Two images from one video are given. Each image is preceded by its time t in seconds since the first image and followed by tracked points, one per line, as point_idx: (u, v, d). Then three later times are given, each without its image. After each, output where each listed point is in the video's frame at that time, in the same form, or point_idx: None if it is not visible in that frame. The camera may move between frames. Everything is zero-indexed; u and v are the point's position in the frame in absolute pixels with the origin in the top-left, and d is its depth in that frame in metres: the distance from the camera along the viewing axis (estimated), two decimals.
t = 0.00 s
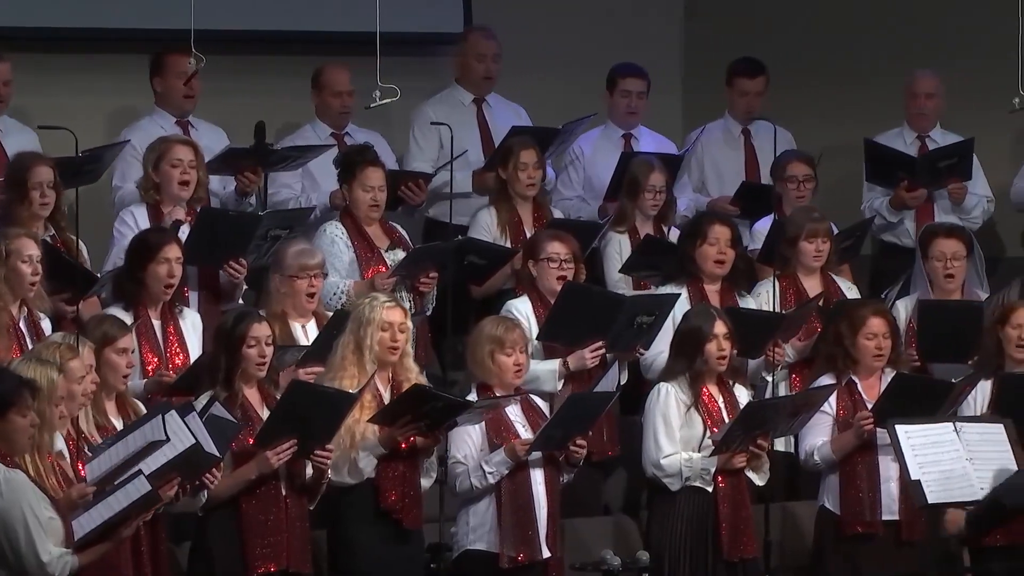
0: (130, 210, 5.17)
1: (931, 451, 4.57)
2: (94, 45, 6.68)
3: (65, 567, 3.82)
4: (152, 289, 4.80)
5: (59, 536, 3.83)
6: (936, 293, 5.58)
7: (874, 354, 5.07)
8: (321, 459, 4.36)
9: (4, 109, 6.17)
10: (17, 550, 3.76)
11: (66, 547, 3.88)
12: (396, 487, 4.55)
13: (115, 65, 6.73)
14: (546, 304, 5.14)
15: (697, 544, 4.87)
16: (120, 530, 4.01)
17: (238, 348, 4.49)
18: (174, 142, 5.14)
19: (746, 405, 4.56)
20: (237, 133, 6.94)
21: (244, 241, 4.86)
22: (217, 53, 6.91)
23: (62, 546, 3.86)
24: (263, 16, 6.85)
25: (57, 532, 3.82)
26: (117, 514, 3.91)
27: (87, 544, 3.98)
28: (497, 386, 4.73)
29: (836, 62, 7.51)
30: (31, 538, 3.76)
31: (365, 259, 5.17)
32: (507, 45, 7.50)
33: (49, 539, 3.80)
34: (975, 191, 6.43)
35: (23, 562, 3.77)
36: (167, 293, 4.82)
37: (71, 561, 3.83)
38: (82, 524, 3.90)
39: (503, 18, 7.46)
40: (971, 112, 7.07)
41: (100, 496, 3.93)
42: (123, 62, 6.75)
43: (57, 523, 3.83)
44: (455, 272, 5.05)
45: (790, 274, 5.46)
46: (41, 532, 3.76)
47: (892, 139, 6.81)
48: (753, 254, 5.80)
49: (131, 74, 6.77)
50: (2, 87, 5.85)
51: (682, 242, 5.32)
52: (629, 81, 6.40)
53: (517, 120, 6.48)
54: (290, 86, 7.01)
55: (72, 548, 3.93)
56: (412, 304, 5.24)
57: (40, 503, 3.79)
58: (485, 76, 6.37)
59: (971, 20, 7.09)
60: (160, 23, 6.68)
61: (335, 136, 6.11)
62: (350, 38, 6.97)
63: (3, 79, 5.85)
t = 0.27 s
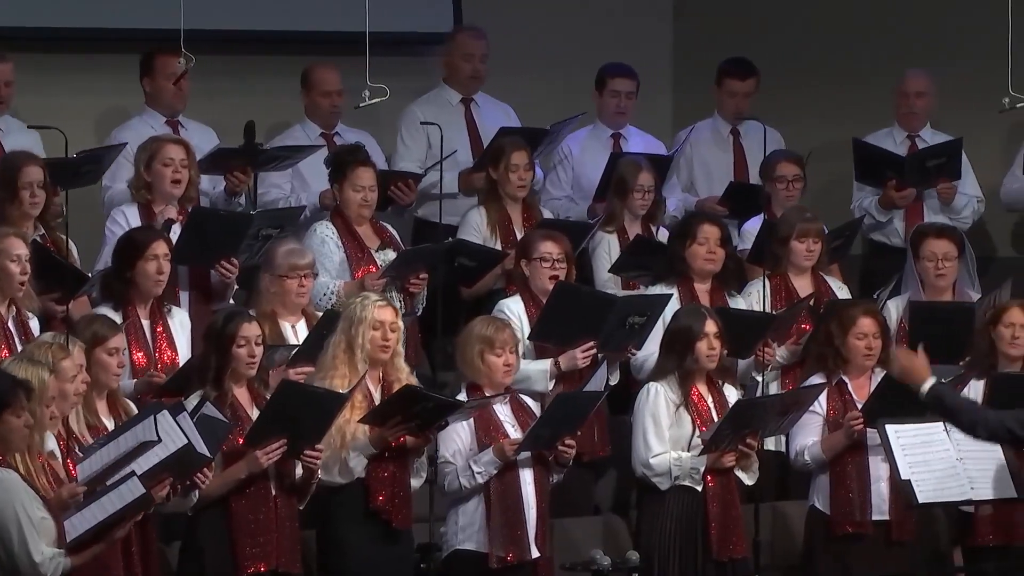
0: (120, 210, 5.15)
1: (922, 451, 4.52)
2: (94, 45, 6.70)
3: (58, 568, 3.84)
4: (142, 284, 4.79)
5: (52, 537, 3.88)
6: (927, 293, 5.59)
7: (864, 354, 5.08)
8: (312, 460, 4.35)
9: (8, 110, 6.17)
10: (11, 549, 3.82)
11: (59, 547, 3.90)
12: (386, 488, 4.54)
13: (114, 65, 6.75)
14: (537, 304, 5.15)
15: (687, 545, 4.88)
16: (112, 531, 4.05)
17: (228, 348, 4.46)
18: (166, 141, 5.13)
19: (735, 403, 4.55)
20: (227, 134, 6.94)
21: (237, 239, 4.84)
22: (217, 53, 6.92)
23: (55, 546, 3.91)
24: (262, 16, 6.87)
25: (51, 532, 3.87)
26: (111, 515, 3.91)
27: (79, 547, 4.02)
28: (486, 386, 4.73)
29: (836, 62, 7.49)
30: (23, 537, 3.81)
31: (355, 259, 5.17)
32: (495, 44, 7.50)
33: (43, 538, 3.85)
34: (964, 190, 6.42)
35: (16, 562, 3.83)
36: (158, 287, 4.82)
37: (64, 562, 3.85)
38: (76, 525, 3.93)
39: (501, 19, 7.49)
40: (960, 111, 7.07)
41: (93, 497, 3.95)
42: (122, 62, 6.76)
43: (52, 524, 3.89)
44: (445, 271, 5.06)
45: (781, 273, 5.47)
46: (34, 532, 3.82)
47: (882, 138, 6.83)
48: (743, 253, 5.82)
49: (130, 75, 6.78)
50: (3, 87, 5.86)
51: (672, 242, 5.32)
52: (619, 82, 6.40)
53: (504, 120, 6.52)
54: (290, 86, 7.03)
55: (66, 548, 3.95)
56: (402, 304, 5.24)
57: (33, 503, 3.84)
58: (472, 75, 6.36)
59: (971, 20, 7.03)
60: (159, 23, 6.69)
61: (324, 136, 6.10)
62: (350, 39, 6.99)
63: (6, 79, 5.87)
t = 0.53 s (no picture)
0: (113, 210, 5.17)
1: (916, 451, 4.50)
2: (94, 45, 6.72)
3: (50, 568, 3.92)
4: (132, 285, 4.80)
5: (46, 536, 3.95)
6: (921, 293, 5.59)
7: (856, 353, 5.07)
8: (303, 460, 4.34)
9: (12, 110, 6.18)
10: (5, 549, 3.89)
11: (53, 547, 3.97)
12: (377, 488, 4.54)
13: (114, 65, 6.76)
14: (533, 304, 5.14)
15: (679, 545, 4.87)
16: (106, 533, 4.04)
17: (220, 348, 4.46)
18: (160, 142, 5.14)
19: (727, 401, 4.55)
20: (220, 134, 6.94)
21: (232, 240, 4.84)
22: (217, 53, 6.94)
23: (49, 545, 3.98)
24: (262, 15, 6.88)
25: (44, 532, 3.94)
26: (104, 517, 3.91)
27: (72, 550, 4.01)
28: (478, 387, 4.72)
29: (836, 62, 7.42)
30: (17, 538, 3.88)
31: (348, 258, 5.18)
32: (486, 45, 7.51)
33: (36, 538, 3.91)
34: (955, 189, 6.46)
35: (10, 560, 3.90)
36: (148, 289, 4.82)
37: (56, 562, 3.93)
38: (68, 526, 3.91)
39: (503, 17, 7.52)
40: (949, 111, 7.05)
41: (86, 499, 3.93)
42: (122, 62, 6.77)
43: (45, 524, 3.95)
44: (438, 270, 5.06)
45: (774, 273, 5.48)
46: (28, 532, 3.89)
47: (874, 138, 6.83)
48: (735, 254, 5.84)
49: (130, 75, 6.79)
50: (7, 85, 5.86)
51: (664, 241, 5.33)
52: (610, 81, 6.43)
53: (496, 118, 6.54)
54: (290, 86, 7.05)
55: (58, 548, 3.94)
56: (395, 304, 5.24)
57: (26, 503, 3.90)
58: (463, 76, 6.38)
59: (972, 18, 6.94)
60: (160, 23, 6.71)
61: (317, 136, 6.11)
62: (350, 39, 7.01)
63: (11, 78, 5.87)
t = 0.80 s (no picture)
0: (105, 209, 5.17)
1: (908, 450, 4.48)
2: (94, 45, 6.73)
3: (40, 567, 3.96)
4: (121, 287, 4.81)
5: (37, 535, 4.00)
6: (916, 293, 5.59)
7: (849, 353, 5.07)
8: (294, 459, 4.33)
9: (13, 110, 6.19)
10: None
11: (42, 547, 3.99)
12: (368, 488, 4.54)
13: (114, 66, 6.78)
14: (528, 304, 5.14)
15: (670, 544, 4.88)
16: (97, 533, 4.04)
17: (213, 346, 4.46)
18: (152, 143, 5.13)
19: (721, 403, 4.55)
20: (212, 134, 6.95)
21: (225, 241, 4.82)
22: (217, 53, 6.96)
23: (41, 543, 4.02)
24: (263, 16, 6.89)
25: (33, 532, 3.98)
26: (94, 519, 3.92)
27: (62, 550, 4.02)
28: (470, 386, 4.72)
29: (835, 63, 7.43)
30: (8, 537, 3.94)
31: (341, 257, 5.18)
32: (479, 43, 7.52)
33: (25, 539, 3.95)
34: (947, 188, 6.47)
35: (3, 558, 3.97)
36: (137, 291, 4.83)
37: (47, 562, 3.97)
38: (57, 527, 3.94)
39: (502, 17, 7.54)
40: (939, 113, 7.09)
41: (76, 500, 3.95)
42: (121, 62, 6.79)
43: (35, 524, 3.99)
44: (430, 268, 5.05)
45: (766, 271, 5.49)
46: (18, 532, 3.95)
47: (863, 138, 6.82)
48: (727, 252, 5.86)
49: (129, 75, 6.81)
50: (8, 83, 5.87)
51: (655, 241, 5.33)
52: (601, 81, 6.43)
53: (489, 118, 6.56)
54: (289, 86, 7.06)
55: (47, 549, 3.98)
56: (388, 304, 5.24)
57: (17, 503, 3.95)
58: (455, 76, 6.38)
59: (972, 20, 7.00)
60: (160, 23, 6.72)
61: (309, 135, 6.13)
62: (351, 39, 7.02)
63: (13, 77, 5.87)
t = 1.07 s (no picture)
0: (96, 210, 5.17)
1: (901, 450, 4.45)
2: (94, 46, 6.73)
3: (27, 567, 3.97)
4: (112, 288, 4.81)
5: (23, 535, 4.01)
6: (908, 294, 5.59)
7: (841, 353, 5.07)
8: (284, 459, 4.33)
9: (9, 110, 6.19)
10: None
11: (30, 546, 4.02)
12: (359, 488, 4.54)
13: (112, 66, 6.78)
14: (522, 304, 5.13)
15: (662, 544, 4.88)
16: (85, 534, 4.04)
17: (205, 346, 4.45)
18: (142, 143, 5.12)
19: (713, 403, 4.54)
20: (202, 134, 6.93)
21: (217, 243, 4.81)
22: (218, 53, 6.96)
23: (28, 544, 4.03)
24: (262, 16, 6.92)
25: (21, 532, 4.00)
26: (82, 519, 3.91)
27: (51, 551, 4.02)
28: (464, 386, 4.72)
29: (831, 63, 7.44)
30: None
31: (334, 257, 5.18)
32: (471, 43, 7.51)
33: (13, 539, 3.98)
34: (940, 188, 6.47)
35: None
36: (128, 292, 4.83)
37: (34, 562, 3.98)
38: (46, 527, 3.93)
39: (500, 17, 7.55)
40: (932, 114, 7.15)
41: (67, 500, 3.94)
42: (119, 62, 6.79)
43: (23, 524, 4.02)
44: (423, 271, 5.04)
45: (759, 271, 5.49)
46: (6, 532, 3.96)
47: (853, 138, 6.82)
48: (719, 252, 5.87)
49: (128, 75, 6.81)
50: (5, 84, 5.85)
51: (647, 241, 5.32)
52: (593, 81, 6.42)
53: (482, 118, 6.54)
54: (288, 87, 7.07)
55: (36, 549, 4.00)
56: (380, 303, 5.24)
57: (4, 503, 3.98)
58: (449, 77, 6.39)
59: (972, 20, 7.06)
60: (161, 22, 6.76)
61: (301, 136, 6.13)
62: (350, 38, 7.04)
63: (9, 77, 5.86)
